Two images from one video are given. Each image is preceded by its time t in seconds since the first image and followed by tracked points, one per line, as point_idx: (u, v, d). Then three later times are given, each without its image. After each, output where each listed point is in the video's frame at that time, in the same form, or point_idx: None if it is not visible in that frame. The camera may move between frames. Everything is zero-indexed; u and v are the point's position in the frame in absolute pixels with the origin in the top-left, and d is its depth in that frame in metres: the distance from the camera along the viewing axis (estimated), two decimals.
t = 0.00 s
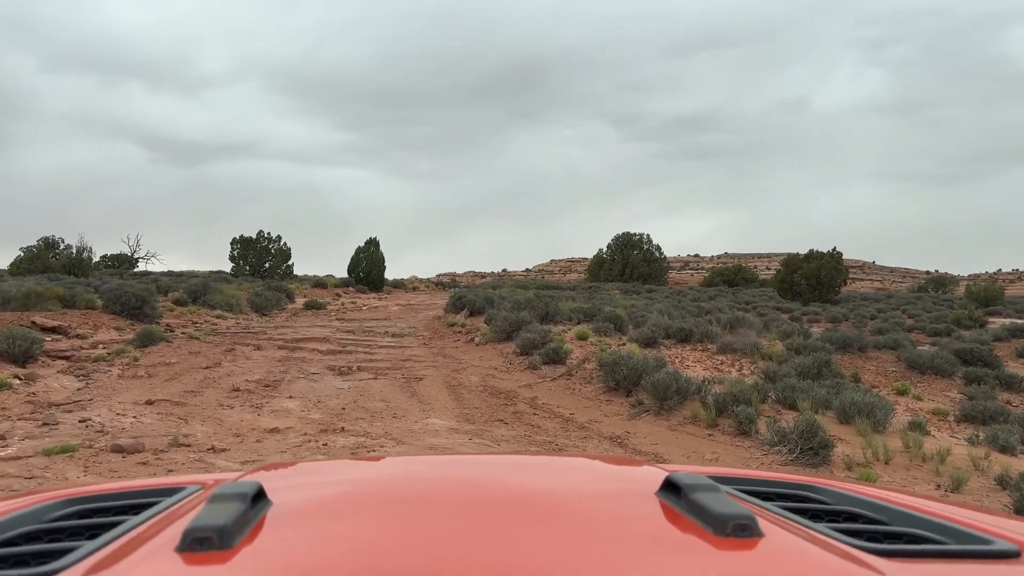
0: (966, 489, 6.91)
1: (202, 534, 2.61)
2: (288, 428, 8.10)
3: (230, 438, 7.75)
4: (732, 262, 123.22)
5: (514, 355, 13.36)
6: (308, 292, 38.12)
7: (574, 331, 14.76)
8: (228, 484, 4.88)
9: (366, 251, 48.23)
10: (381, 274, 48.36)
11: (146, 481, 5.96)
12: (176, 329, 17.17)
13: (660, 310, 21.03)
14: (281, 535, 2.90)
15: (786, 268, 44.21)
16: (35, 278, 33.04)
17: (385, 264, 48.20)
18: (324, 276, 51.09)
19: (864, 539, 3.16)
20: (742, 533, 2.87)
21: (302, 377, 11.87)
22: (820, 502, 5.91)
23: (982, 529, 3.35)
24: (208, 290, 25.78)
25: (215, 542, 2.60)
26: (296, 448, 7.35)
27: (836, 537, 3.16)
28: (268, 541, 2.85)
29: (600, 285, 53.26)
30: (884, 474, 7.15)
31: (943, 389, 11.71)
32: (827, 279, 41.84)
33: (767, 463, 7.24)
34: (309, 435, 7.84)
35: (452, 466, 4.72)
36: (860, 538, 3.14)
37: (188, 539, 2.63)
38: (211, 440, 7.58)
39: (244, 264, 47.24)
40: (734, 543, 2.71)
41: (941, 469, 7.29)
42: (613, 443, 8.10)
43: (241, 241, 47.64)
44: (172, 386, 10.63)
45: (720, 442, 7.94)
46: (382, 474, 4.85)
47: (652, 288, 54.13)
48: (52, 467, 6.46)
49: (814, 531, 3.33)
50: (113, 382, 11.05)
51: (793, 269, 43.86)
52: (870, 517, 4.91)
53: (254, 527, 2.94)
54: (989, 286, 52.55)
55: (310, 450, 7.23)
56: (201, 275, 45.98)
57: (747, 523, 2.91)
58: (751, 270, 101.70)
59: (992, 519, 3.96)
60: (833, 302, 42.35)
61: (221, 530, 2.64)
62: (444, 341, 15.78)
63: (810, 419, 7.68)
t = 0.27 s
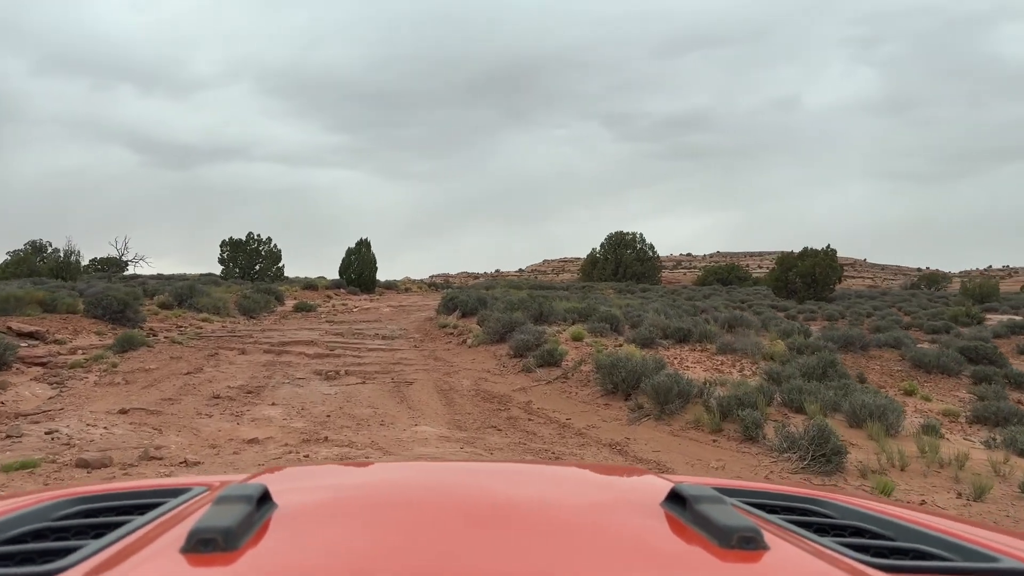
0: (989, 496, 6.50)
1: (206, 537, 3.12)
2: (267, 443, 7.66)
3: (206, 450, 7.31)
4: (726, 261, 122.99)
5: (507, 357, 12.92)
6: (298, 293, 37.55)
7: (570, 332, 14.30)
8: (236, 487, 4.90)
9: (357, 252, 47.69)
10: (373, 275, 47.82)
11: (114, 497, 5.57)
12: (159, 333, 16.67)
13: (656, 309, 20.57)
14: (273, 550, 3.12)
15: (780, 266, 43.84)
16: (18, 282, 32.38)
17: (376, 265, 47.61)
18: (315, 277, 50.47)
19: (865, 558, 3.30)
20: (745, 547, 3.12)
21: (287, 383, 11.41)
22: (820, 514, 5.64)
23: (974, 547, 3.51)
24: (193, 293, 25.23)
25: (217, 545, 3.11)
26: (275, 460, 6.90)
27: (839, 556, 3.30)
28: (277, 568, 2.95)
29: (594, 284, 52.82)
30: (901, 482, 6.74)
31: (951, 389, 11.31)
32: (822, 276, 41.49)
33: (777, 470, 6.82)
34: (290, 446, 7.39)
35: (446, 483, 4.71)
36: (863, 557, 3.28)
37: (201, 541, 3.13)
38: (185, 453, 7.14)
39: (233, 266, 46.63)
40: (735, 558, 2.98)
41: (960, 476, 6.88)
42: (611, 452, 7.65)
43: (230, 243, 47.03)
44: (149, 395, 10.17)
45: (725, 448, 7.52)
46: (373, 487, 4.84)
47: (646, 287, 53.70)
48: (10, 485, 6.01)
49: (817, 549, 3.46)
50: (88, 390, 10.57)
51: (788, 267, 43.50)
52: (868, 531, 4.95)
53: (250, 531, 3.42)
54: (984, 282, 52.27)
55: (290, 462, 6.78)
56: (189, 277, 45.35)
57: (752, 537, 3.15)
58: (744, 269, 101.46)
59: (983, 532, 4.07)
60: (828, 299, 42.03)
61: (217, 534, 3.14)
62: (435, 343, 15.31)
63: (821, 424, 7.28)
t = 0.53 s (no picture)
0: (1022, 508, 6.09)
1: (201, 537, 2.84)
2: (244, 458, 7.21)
3: (185, 466, 6.85)
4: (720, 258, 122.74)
5: (504, 361, 12.47)
6: (290, 296, 36.99)
7: (568, 334, 13.85)
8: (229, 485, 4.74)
9: (350, 254, 47.16)
10: (365, 277, 47.29)
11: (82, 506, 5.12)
12: (144, 339, 16.17)
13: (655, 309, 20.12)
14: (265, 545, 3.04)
15: (777, 264, 43.46)
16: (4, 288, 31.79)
17: (369, 266, 47.05)
18: (307, 279, 49.90)
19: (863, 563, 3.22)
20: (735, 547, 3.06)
21: (275, 390, 10.94)
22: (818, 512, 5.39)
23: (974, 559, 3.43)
24: (182, 297, 24.71)
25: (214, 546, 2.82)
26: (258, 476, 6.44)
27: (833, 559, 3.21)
28: (263, 553, 2.85)
29: (589, 284, 52.38)
30: (926, 491, 6.32)
31: (964, 389, 10.91)
32: (819, 274, 41.15)
33: (794, 481, 6.39)
34: (274, 460, 6.93)
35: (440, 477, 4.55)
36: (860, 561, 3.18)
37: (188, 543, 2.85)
38: (162, 469, 6.68)
39: (224, 270, 46.04)
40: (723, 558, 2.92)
41: (987, 484, 6.48)
42: (617, 460, 7.24)
43: (221, 246, 46.47)
44: (129, 404, 9.71)
45: (738, 457, 7.09)
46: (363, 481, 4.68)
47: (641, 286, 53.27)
48: None
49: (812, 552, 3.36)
50: (66, 400, 10.09)
51: (784, 264, 43.13)
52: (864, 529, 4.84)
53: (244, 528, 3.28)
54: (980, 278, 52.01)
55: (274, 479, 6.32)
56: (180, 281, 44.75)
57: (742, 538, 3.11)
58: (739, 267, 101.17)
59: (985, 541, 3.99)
60: (825, 296, 41.67)
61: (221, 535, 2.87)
62: (429, 346, 14.84)
63: (839, 430, 6.86)
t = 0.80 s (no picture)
0: None
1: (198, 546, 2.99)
2: (234, 470, 6.78)
3: (167, 482, 6.41)
4: (716, 256, 122.43)
5: (504, 363, 12.05)
6: (283, 299, 36.49)
7: (570, 335, 13.42)
8: (227, 496, 4.56)
9: (345, 255, 46.69)
10: (360, 278, 46.81)
11: (52, 529, 4.75)
12: (133, 345, 15.71)
13: (657, 308, 19.70)
14: (251, 563, 2.89)
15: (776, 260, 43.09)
16: None
17: (364, 268, 46.55)
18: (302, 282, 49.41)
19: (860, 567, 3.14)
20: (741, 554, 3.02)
21: (266, 397, 10.49)
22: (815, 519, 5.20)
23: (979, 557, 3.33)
24: (173, 301, 24.22)
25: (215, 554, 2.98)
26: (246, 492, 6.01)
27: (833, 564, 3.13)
28: None
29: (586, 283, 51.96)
30: (960, 500, 5.91)
31: (981, 388, 10.51)
32: (818, 270, 40.84)
33: (819, 491, 5.97)
34: (263, 474, 6.49)
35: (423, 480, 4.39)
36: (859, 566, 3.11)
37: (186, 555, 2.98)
38: (143, 486, 6.25)
39: (217, 272, 45.51)
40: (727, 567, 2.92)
41: None
42: (627, 470, 6.82)
43: (214, 249, 45.93)
44: (112, 413, 9.27)
45: (756, 465, 6.67)
46: (345, 488, 4.49)
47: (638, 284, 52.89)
48: None
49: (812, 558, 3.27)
50: (46, 410, 9.65)
51: (783, 261, 42.77)
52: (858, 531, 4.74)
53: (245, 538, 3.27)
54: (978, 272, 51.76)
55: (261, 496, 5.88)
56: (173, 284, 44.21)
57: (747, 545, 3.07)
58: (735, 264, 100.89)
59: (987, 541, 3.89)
60: (824, 293, 41.32)
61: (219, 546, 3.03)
62: (426, 349, 14.41)
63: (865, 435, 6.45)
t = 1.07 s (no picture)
0: None
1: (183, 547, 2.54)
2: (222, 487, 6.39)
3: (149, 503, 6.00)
4: (715, 253, 122.11)
5: (505, 367, 11.66)
6: (280, 302, 36.09)
7: (573, 337, 13.01)
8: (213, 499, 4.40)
9: (341, 257, 46.32)
10: (358, 281, 46.41)
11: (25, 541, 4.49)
12: (124, 352, 15.29)
13: (660, 307, 19.30)
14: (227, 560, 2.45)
15: (776, 257, 42.73)
16: None
17: (361, 270, 46.12)
18: (298, 285, 48.99)
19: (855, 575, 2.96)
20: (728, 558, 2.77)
21: (258, 407, 10.08)
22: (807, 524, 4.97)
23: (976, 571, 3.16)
24: (166, 306, 23.80)
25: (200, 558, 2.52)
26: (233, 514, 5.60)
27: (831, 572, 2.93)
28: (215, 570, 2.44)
29: (585, 282, 51.57)
30: (998, 511, 5.52)
31: (1001, 386, 10.15)
32: (819, 266, 40.62)
33: (847, 502, 5.58)
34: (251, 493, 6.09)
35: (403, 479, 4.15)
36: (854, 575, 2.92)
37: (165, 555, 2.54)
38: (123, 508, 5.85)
39: (213, 276, 45.11)
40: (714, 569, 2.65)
41: None
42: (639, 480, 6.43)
43: (209, 252, 45.52)
44: (97, 425, 8.87)
45: (776, 474, 6.27)
46: (323, 488, 4.23)
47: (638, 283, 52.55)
48: None
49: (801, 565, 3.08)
50: (28, 423, 9.22)
51: (783, 258, 42.40)
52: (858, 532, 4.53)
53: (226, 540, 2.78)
54: (979, 267, 51.50)
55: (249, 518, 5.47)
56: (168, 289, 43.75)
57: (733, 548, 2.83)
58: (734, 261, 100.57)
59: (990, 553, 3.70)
60: (826, 289, 40.96)
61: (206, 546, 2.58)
62: (424, 353, 14.01)
63: (892, 442, 6.06)
